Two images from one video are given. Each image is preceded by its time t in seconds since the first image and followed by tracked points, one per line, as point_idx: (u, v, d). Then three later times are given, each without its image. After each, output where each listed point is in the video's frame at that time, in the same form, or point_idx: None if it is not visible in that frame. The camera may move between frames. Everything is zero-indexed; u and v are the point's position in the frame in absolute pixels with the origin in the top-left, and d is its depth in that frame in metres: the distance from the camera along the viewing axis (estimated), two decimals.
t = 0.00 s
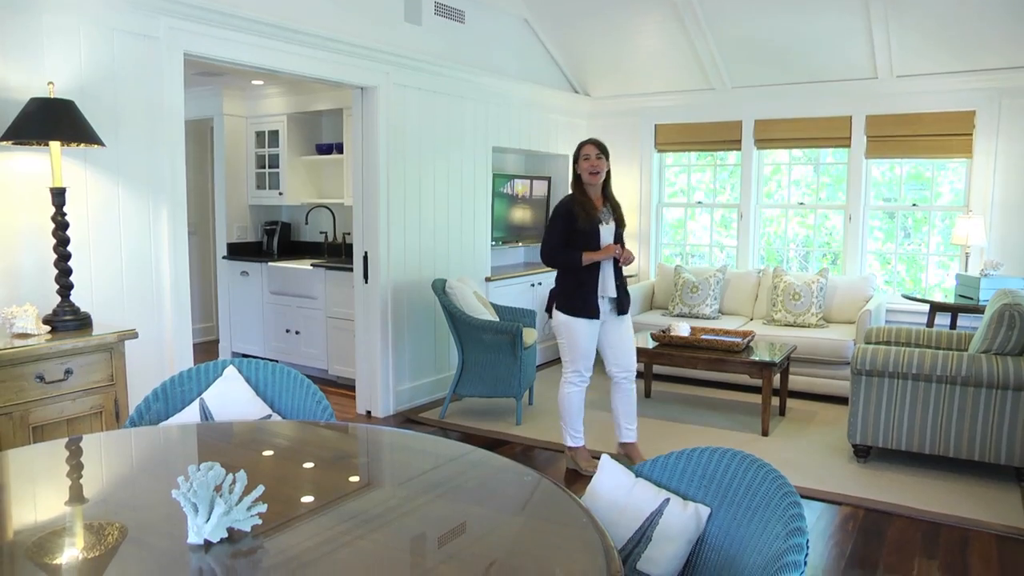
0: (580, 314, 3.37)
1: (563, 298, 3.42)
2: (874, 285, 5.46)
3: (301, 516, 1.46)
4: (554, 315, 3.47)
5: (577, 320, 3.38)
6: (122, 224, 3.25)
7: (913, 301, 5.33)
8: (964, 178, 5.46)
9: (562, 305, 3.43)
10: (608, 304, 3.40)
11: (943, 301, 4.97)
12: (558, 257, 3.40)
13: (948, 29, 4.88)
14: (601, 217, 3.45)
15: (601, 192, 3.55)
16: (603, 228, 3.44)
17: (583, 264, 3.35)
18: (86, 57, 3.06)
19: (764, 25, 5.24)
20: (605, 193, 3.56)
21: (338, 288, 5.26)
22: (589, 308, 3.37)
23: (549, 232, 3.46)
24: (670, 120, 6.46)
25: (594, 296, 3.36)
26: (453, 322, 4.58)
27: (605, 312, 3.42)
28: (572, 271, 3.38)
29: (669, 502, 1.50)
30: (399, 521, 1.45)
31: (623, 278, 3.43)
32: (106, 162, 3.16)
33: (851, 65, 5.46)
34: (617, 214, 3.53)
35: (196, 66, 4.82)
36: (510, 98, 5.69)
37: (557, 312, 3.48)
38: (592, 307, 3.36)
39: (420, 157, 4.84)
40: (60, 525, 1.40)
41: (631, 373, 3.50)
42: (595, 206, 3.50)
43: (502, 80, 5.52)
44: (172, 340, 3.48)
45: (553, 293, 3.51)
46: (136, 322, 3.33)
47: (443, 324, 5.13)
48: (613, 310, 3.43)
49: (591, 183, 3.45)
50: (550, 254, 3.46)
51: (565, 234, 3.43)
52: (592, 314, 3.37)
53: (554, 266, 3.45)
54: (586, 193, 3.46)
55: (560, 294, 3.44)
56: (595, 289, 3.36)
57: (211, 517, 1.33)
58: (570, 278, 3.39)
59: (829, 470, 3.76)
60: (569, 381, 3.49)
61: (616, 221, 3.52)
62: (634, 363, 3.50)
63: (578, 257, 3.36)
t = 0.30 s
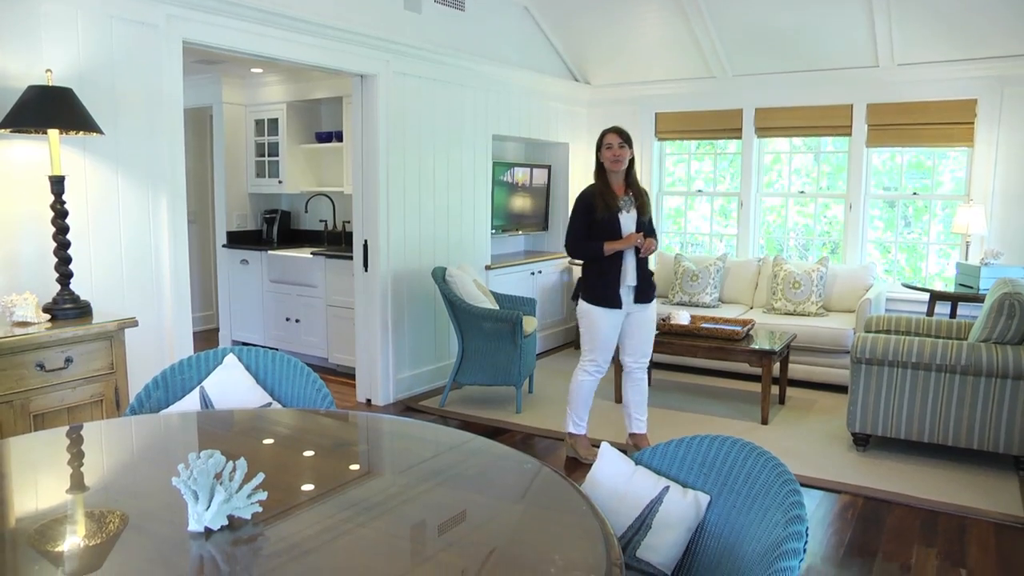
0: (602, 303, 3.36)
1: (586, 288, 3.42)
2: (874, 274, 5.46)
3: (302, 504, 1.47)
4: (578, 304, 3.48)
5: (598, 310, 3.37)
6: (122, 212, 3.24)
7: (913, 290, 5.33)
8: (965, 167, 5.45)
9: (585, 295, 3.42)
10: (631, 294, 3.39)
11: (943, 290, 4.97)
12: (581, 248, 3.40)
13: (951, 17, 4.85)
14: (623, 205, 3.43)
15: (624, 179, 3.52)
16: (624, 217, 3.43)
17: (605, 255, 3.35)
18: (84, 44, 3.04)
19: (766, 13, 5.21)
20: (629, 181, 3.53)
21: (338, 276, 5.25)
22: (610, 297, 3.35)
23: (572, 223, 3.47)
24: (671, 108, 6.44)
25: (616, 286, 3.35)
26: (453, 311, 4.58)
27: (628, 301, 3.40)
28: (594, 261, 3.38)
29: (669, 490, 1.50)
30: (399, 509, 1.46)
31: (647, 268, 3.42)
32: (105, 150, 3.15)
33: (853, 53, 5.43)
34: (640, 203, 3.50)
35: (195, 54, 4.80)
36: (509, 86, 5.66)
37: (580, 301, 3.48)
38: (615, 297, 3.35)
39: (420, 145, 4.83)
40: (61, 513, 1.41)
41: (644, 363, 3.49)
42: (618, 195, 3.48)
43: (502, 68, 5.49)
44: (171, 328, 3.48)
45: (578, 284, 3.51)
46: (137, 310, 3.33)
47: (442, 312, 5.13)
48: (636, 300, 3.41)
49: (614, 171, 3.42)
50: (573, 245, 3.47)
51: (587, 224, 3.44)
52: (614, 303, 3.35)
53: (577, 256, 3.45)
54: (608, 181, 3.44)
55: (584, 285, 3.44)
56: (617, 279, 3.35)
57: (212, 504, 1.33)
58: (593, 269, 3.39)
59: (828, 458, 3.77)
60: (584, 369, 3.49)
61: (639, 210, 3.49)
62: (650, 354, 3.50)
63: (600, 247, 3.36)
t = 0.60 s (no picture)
0: (636, 300, 3.34)
1: (614, 285, 3.39)
2: (874, 266, 5.45)
3: (303, 495, 1.47)
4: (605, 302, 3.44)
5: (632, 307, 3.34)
6: (121, 204, 3.24)
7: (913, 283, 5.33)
8: (966, 160, 5.43)
9: (614, 293, 3.40)
10: (658, 288, 3.39)
11: (943, 283, 4.97)
12: (606, 244, 3.39)
13: (953, 9, 4.82)
14: (644, 201, 3.44)
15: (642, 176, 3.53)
16: (646, 213, 3.43)
17: (631, 250, 3.33)
18: (83, 35, 3.03)
19: (767, 5, 5.19)
20: (646, 177, 3.54)
21: (338, 268, 5.25)
22: (639, 293, 3.34)
23: (593, 220, 3.46)
24: (672, 100, 6.42)
25: (646, 281, 3.34)
26: (453, 303, 4.58)
27: (656, 296, 3.40)
28: (621, 257, 3.36)
29: (669, 482, 1.50)
30: (399, 501, 1.46)
31: (671, 261, 3.42)
32: (104, 141, 3.14)
33: (854, 45, 5.41)
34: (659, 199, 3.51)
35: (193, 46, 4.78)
36: (509, 78, 5.65)
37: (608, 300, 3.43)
38: (646, 291, 3.34)
39: (420, 137, 4.81)
40: (63, 504, 1.41)
41: (659, 354, 3.53)
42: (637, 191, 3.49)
43: (502, 59, 5.48)
44: (171, 321, 3.47)
45: (602, 282, 3.48)
46: (137, 303, 3.33)
47: (443, 305, 5.13)
48: (663, 295, 3.42)
49: (634, 167, 3.42)
50: (595, 242, 3.45)
51: (610, 221, 3.42)
52: (643, 299, 3.34)
53: (602, 253, 3.43)
54: (628, 177, 3.44)
55: (611, 282, 3.41)
56: (644, 273, 3.34)
57: (212, 496, 1.33)
58: (619, 265, 3.37)
59: (827, 450, 3.78)
60: (616, 369, 3.43)
61: (658, 206, 3.50)
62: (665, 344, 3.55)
63: (625, 242, 3.35)
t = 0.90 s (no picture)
0: (647, 295, 3.36)
1: (620, 279, 3.41)
2: (874, 261, 5.45)
3: (302, 490, 1.47)
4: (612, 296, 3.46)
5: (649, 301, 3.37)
6: (121, 199, 3.24)
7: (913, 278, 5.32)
8: (965, 155, 5.43)
9: (620, 287, 3.41)
10: (664, 284, 3.40)
11: (944, 278, 4.97)
12: (612, 238, 3.39)
13: (954, 4, 4.81)
14: (654, 196, 3.42)
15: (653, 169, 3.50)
16: (656, 207, 3.41)
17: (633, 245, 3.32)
18: (82, 29, 3.02)
19: None
20: (656, 170, 3.51)
21: (337, 263, 5.25)
22: (648, 287, 3.36)
23: (601, 213, 3.45)
24: (672, 95, 6.41)
25: (651, 276, 3.35)
26: (453, 298, 4.57)
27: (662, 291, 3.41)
28: (627, 252, 3.36)
29: (669, 476, 1.51)
30: (399, 496, 1.46)
31: (677, 256, 3.42)
32: (103, 136, 3.14)
33: (855, 40, 5.39)
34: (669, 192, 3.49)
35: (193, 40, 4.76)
36: (509, 72, 5.63)
37: (616, 295, 3.45)
38: (653, 287, 3.36)
39: (420, 132, 4.81)
40: (64, 499, 1.41)
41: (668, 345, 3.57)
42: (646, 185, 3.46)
43: (501, 54, 5.46)
44: (171, 315, 3.47)
45: (609, 276, 3.49)
46: (137, 298, 3.33)
47: (443, 300, 5.13)
48: (668, 290, 3.44)
49: (644, 161, 3.40)
50: (601, 235, 3.46)
51: (618, 214, 3.42)
52: (653, 294, 3.37)
53: (607, 246, 3.44)
54: (639, 172, 3.41)
55: (617, 276, 3.42)
56: (651, 268, 3.35)
57: (212, 491, 1.34)
58: (625, 259, 3.38)
59: (827, 445, 3.78)
60: (644, 362, 3.46)
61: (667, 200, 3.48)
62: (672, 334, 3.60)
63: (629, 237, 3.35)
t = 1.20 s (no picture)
0: (647, 293, 3.35)
1: (621, 274, 3.42)
2: (875, 258, 5.45)
3: (303, 487, 1.47)
4: (614, 291, 3.47)
5: (650, 299, 3.36)
6: (121, 196, 3.23)
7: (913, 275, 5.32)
8: (965, 152, 5.42)
9: (621, 282, 3.42)
10: (666, 281, 3.40)
11: (943, 275, 4.96)
12: (613, 233, 3.40)
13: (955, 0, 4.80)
14: (658, 191, 3.40)
15: (658, 165, 3.48)
16: (659, 203, 3.40)
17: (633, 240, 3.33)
18: (82, 26, 3.02)
19: None
20: (662, 166, 3.49)
21: (337, 260, 5.25)
22: (649, 285, 3.35)
23: (605, 208, 3.45)
24: (672, 92, 6.40)
25: (653, 273, 3.35)
26: (453, 295, 4.57)
27: (664, 288, 3.41)
28: (628, 247, 3.37)
29: (669, 473, 1.51)
30: (399, 492, 1.46)
31: (680, 254, 3.41)
32: (103, 132, 3.13)
33: (856, 36, 5.38)
34: (673, 189, 3.47)
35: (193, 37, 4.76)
36: (509, 69, 5.63)
37: (617, 290, 3.45)
38: (653, 284, 3.35)
39: (420, 128, 4.80)
40: (64, 496, 1.41)
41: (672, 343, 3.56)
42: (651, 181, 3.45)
43: (502, 51, 5.46)
44: (171, 312, 3.47)
45: (612, 271, 3.49)
46: (137, 294, 3.33)
47: (443, 297, 5.13)
48: (670, 288, 3.43)
49: (649, 157, 3.38)
50: (604, 229, 3.46)
51: (621, 209, 3.42)
52: (653, 292, 3.36)
53: (609, 241, 3.45)
54: (643, 167, 3.40)
55: (619, 272, 3.43)
56: (652, 264, 3.35)
57: (212, 487, 1.34)
58: (626, 255, 3.39)
59: (827, 442, 3.78)
60: (643, 360, 3.46)
61: (672, 196, 3.46)
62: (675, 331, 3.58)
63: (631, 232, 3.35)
